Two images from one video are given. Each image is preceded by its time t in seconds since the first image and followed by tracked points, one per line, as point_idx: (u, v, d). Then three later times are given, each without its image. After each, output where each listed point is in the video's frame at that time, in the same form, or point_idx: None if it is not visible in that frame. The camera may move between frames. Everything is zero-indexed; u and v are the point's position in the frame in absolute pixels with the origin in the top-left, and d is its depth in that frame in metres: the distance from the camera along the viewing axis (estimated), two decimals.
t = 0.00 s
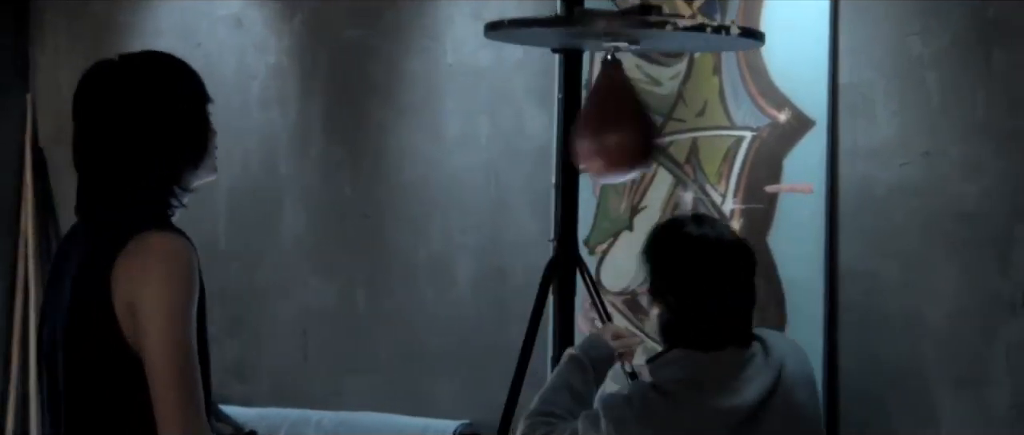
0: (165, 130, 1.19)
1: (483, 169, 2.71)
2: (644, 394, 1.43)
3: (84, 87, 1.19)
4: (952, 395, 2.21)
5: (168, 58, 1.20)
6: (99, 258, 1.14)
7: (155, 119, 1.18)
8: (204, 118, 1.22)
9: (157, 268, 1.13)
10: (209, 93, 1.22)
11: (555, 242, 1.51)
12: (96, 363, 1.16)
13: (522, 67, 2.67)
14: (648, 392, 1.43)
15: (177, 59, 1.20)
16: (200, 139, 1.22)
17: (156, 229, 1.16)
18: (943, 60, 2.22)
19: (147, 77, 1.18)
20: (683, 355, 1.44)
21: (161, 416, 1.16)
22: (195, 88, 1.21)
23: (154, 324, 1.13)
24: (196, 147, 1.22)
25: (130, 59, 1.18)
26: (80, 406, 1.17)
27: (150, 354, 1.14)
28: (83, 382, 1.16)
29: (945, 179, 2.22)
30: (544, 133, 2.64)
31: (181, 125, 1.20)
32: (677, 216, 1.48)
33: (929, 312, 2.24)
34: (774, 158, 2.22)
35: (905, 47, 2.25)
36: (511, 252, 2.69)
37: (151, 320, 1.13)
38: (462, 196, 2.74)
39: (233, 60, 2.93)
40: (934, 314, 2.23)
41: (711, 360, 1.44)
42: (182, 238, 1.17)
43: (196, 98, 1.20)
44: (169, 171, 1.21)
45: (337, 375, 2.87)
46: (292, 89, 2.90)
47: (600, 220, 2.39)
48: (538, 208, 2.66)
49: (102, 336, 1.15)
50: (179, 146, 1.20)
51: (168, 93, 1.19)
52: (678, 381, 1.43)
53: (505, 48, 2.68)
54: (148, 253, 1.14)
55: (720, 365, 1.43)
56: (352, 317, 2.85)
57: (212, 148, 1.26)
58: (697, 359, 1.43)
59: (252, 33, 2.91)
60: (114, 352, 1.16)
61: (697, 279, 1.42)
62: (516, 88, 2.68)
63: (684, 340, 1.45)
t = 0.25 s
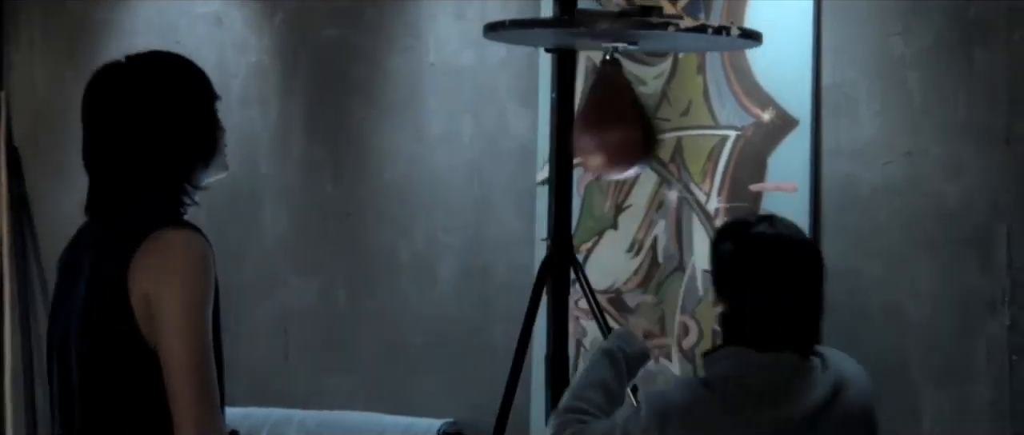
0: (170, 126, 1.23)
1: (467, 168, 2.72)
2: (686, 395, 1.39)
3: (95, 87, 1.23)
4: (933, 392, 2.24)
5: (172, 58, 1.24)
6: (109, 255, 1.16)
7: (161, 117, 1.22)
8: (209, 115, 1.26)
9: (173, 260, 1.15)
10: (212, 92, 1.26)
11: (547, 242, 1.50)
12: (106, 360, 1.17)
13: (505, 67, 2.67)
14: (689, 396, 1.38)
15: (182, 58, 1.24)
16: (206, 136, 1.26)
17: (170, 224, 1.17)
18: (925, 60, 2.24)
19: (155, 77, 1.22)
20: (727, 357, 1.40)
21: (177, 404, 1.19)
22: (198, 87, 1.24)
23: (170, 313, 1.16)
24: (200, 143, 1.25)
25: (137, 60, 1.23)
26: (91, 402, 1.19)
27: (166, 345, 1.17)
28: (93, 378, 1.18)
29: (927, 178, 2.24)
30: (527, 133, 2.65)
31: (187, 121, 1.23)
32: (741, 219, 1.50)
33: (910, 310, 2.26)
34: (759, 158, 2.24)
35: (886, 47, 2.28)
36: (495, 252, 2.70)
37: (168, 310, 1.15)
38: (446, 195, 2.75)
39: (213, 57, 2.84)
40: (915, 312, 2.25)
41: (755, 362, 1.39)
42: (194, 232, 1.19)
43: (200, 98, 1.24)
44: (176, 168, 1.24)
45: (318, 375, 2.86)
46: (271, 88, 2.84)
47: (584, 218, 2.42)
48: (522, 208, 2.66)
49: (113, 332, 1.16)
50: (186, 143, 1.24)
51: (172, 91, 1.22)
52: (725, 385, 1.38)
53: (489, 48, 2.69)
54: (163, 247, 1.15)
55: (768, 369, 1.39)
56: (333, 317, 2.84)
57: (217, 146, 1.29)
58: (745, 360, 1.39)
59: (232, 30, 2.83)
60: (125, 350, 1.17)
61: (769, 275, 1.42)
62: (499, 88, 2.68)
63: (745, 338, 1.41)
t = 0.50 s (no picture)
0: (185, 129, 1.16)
1: (452, 166, 2.71)
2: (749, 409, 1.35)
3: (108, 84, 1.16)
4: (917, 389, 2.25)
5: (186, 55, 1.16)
6: (117, 256, 1.11)
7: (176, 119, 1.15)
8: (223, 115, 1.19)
9: (187, 265, 1.10)
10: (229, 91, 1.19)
11: (543, 241, 1.49)
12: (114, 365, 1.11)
13: (491, 65, 2.67)
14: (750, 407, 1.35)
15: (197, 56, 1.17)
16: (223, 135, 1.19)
17: (183, 225, 1.12)
18: (908, 60, 2.26)
19: (170, 72, 1.15)
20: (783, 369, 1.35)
21: (187, 415, 1.13)
22: (217, 86, 1.18)
23: (182, 320, 1.10)
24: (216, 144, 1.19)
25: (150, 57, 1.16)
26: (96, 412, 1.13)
27: (177, 352, 1.11)
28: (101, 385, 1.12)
29: (910, 177, 2.26)
30: (511, 132, 2.66)
31: (204, 121, 1.17)
32: (814, 221, 1.36)
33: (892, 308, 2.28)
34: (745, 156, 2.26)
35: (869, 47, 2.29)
36: (479, 249, 2.70)
37: (180, 317, 1.10)
38: (430, 193, 2.73)
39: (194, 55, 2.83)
40: (899, 309, 2.27)
41: (823, 373, 1.33)
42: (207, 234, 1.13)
43: (214, 96, 1.17)
44: (189, 168, 1.17)
45: (299, 375, 2.82)
46: (254, 88, 2.81)
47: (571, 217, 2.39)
48: (507, 206, 2.67)
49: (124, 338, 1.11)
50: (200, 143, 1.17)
51: (185, 90, 1.15)
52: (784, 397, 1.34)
53: (473, 47, 2.69)
54: (176, 250, 1.10)
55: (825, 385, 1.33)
56: (314, 316, 2.81)
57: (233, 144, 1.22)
58: (807, 373, 1.33)
59: (213, 29, 2.82)
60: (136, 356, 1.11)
61: (827, 287, 1.30)
62: (483, 86, 2.68)
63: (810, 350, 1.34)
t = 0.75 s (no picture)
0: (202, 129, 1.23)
1: (435, 165, 2.67)
2: (791, 407, 1.55)
3: (123, 83, 1.22)
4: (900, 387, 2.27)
5: (197, 54, 1.23)
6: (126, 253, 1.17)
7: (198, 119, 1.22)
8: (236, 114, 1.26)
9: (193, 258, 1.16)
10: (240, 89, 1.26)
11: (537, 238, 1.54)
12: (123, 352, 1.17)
13: (475, 64, 2.65)
14: (791, 405, 1.55)
15: (212, 56, 1.24)
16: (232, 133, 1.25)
17: (189, 222, 1.18)
18: (891, 59, 2.28)
19: (182, 72, 1.21)
20: (819, 367, 1.53)
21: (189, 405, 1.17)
22: (229, 85, 1.24)
23: (186, 312, 1.15)
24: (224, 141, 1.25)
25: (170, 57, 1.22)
26: (103, 400, 1.18)
27: (180, 342, 1.16)
28: (108, 373, 1.17)
29: (892, 176, 2.28)
30: (495, 130, 2.63)
31: (212, 119, 1.23)
32: (848, 222, 1.50)
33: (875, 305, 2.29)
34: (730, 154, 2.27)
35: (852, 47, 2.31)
36: (463, 250, 2.65)
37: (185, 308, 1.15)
38: (412, 193, 2.69)
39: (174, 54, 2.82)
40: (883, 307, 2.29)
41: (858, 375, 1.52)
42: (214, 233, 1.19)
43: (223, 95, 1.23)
44: (199, 167, 1.23)
45: (276, 374, 2.77)
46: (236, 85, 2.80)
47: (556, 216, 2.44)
48: (490, 206, 2.62)
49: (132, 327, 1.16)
50: (210, 140, 1.23)
51: (198, 88, 1.22)
52: (812, 393, 1.54)
53: (457, 46, 2.66)
54: (184, 244, 1.16)
55: (855, 381, 1.52)
56: (293, 314, 2.76)
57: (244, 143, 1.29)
58: (834, 372, 1.52)
59: (193, 27, 2.81)
60: (142, 346, 1.17)
61: (861, 286, 1.45)
62: (467, 85, 2.66)
63: (839, 349, 1.52)
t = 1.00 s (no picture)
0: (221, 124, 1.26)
1: (417, 164, 2.67)
2: (793, 405, 1.49)
3: (128, 82, 1.16)
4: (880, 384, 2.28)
5: (205, 53, 1.16)
6: (131, 250, 1.11)
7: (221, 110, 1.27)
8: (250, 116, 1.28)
9: (198, 262, 1.09)
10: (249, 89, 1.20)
11: (527, 239, 1.50)
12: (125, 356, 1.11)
13: (456, 64, 2.65)
14: (792, 404, 1.49)
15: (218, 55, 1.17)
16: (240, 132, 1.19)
17: (193, 222, 1.12)
18: (871, 60, 2.30)
19: (186, 71, 1.15)
20: (819, 364, 1.48)
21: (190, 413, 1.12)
22: (234, 83, 1.17)
23: (190, 319, 1.09)
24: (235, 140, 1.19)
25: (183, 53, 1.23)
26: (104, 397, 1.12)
27: (183, 348, 1.10)
28: (110, 377, 1.11)
29: (872, 176, 2.30)
30: (477, 128, 2.62)
31: (220, 118, 1.17)
32: (844, 221, 1.46)
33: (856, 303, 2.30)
34: (714, 153, 2.29)
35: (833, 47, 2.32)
36: (445, 248, 2.65)
37: (188, 315, 1.09)
38: (394, 191, 2.68)
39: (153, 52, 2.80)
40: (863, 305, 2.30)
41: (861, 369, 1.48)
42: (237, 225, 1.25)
43: (234, 94, 1.17)
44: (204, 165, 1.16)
45: (258, 373, 2.77)
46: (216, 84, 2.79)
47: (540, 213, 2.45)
48: (473, 204, 2.62)
49: (133, 331, 1.10)
50: (215, 140, 1.17)
51: (199, 87, 1.15)
52: (813, 391, 1.49)
53: (439, 45, 2.66)
54: (187, 247, 1.10)
55: (856, 378, 1.48)
56: (275, 313, 2.76)
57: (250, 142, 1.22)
58: (837, 369, 1.48)
59: (172, 24, 2.79)
60: (145, 349, 1.11)
61: (857, 285, 1.42)
62: (449, 84, 2.66)
63: (837, 346, 1.47)
